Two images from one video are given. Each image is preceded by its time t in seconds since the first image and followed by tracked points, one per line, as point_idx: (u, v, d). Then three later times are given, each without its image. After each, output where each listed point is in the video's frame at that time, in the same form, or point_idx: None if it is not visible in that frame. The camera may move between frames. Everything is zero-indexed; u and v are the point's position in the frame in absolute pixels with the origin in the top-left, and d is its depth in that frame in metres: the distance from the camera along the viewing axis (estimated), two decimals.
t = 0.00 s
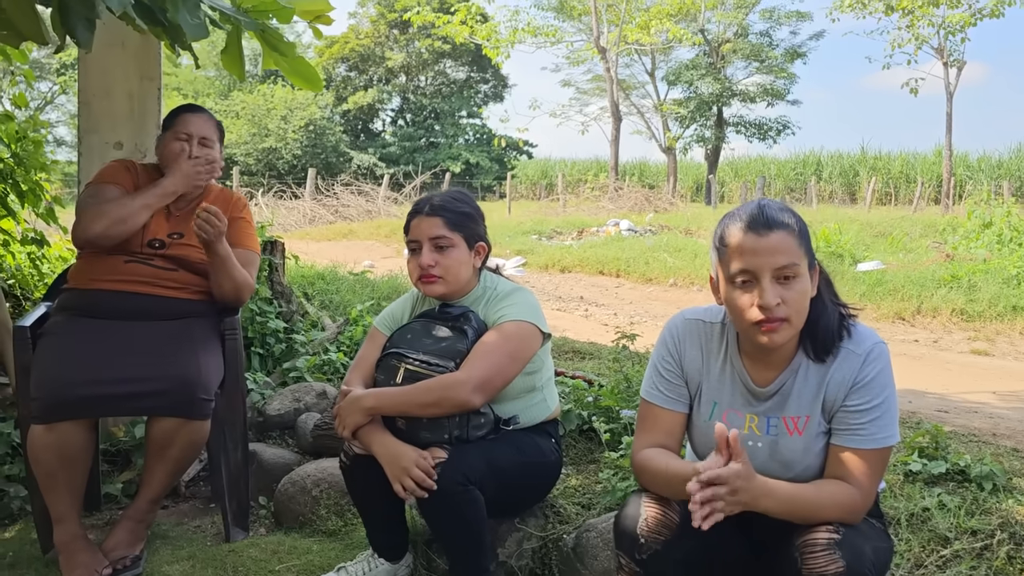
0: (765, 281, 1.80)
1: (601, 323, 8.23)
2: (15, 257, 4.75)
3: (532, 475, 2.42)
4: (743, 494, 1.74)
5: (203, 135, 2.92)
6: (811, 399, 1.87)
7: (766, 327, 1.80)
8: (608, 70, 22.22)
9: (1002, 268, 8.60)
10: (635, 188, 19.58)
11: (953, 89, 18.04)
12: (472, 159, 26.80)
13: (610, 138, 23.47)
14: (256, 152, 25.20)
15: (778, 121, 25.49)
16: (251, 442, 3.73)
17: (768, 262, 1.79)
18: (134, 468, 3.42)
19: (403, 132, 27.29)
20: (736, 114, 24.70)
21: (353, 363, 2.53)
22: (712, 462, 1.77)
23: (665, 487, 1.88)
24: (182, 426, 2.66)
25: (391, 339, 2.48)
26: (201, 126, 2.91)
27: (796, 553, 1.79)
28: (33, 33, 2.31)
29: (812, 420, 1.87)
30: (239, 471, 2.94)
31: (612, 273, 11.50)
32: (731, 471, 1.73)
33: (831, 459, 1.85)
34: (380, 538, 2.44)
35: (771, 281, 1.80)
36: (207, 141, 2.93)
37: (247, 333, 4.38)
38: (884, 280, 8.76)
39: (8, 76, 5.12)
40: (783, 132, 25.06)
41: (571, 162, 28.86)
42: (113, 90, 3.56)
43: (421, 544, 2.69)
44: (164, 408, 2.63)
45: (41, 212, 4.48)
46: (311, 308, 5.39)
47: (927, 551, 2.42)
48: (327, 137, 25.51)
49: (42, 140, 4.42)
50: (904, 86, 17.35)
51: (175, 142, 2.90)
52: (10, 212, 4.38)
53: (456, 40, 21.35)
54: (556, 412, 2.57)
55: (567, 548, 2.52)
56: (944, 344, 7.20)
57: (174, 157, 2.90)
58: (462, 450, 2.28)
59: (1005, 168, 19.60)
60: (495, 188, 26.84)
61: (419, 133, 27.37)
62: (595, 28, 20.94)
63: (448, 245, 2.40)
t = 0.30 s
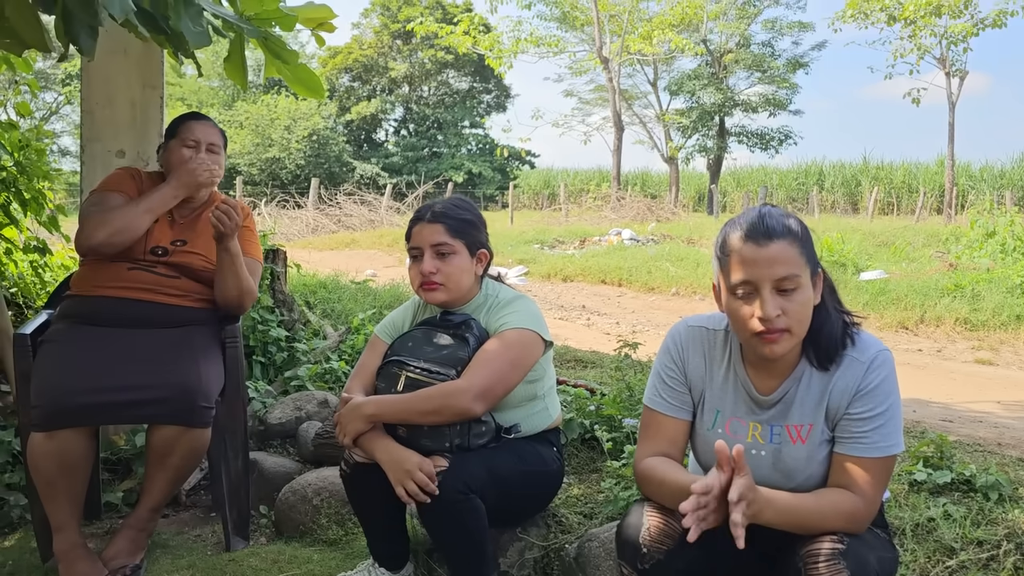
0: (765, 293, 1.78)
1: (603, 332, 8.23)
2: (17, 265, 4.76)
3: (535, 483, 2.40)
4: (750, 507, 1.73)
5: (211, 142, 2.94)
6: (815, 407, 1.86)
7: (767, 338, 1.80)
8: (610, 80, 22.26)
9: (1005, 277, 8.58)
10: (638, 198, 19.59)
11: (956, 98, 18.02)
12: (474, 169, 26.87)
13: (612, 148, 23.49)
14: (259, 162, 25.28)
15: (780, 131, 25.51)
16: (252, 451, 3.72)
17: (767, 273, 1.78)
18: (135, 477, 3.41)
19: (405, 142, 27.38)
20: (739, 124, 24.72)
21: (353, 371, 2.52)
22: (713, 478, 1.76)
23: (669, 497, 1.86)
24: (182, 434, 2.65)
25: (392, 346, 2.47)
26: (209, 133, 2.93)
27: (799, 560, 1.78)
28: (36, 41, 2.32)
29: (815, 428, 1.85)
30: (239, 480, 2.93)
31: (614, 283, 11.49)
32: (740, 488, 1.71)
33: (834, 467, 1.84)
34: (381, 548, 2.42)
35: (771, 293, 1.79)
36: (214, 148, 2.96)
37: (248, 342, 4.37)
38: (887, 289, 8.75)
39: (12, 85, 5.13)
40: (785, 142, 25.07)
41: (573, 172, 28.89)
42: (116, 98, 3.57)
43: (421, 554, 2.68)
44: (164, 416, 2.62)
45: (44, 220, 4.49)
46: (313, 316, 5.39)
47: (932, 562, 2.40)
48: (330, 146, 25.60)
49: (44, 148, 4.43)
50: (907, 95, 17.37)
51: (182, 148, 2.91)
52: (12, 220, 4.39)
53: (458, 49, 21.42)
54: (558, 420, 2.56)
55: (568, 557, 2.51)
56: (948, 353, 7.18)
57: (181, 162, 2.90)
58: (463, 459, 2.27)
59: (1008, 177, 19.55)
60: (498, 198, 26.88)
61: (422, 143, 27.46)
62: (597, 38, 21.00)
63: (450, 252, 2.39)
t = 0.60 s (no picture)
0: (760, 303, 1.77)
1: (604, 338, 8.22)
2: (18, 270, 4.75)
3: (536, 489, 2.39)
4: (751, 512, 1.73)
5: (220, 151, 2.94)
6: (818, 413, 1.85)
7: (763, 348, 1.79)
8: (611, 86, 22.25)
9: (1008, 282, 8.57)
10: (639, 203, 19.58)
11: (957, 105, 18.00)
12: (476, 175, 26.90)
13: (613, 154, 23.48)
14: (261, 168, 25.31)
15: (782, 136, 25.51)
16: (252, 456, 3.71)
17: (762, 284, 1.76)
18: (136, 482, 3.40)
19: (407, 147, 27.40)
20: (740, 130, 24.71)
21: (354, 376, 2.51)
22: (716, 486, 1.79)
23: (672, 503, 1.86)
24: (183, 439, 2.64)
25: (393, 351, 2.46)
26: (218, 142, 2.93)
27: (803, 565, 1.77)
28: (38, 45, 2.30)
29: (819, 434, 1.84)
30: (240, 486, 2.91)
31: (616, 288, 11.49)
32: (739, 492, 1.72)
33: (837, 473, 1.83)
34: (383, 553, 2.40)
35: (767, 303, 1.77)
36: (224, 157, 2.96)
37: (249, 347, 4.36)
38: (889, 295, 8.74)
39: (15, 91, 5.14)
40: (786, 148, 25.06)
41: (574, 177, 28.89)
42: (118, 104, 3.57)
43: (422, 560, 2.67)
44: (164, 421, 2.61)
45: (45, 225, 4.49)
46: (314, 321, 5.39)
47: (936, 568, 2.39)
48: (332, 152, 25.68)
49: (47, 153, 4.43)
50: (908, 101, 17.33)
51: (192, 156, 2.91)
52: (14, 225, 4.39)
53: (460, 55, 21.46)
54: (560, 426, 2.55)
55: (570, 564, 2.50)
56: (950, 359, 7.17)
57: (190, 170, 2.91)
58: (464, 464, 2.25)
59: (1010, 183, 19.52)
60: (499, 204, 26.90)
61: (424, 149, 27.49)
62: (598, 44, 21.02)
63: (452, 257, 2.38)
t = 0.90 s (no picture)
0: (758, 306, 1.76)
1: (605, 339, 8.21)
2: (16, 271, 4.75)
3: (536, 491, 2.37)
4: (758, 513, 1.70)
5: (219, 151, 2.92)
6: (819, 414, 1.83)
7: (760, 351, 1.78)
8: (611, 88, 22.23)
9: (1009, 284, 8.56)
10: (639, 205, 19.57)
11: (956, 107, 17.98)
12: (476, 177, 26.91)
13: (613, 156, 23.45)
14: (261, 170, 25.35)
15: (782, 139, 25.51)
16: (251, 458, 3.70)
17: (761, 287, 1.74)
18: (133, 484, 3.38)
19: (407, 149, 27.41)
20: (740, 132, 24.70)
21: (353, 377, 2.50)
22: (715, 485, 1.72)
23: (672, 505, 1.84)
24: (182, 441, 2.63)
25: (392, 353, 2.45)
26: (216, 142, 2.92)
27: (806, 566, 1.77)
28: (36, 46, 2.29)
29: (819, 436, 1.83)
30: (238, 487, 2.90)
31: (616, 290, 11.47)
32: (748, 492, 1.69)
33: (839, 476, 1.82)
34: (381, 557, 2.38)
35: (765, 305, 1.76)
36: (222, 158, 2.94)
37: (248, 349, 4.35)
38: (889, 296, 8.73)
39: (14, 92, 5.14)
40: (786, 150, 25.05)
41: (575, 179, 28.89)
42: (117, 105, 3.56)
43: (421, 562, 2.66)
44: (161, 423, 2.60)
45: (44, 226, 4.48)
46: (313, 323, 5.38)
47: (937, 571, 2.37)
48: (332, 154, 25.68)
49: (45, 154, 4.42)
50: (908, 103, 17.30)
51: (191, 157, 2.90)
52: (12, 227, 4.38)
53: (460, 58, 21.46)
54: (559, 427, 2.53)
55: (569, 566, 2.49)
56: (951, 361, 7.15)
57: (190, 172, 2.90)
58: (463, 466, 2.24)
59: (1010, 185, 19.49)
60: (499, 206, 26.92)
61: (424, 151, 27.50)
62: (598, 46, 21.02)
63: (450, 257, 2.37)
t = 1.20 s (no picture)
0: (758, 304, 1.75)
1: (604, 338, 8.20)
2: (14, 270, 4.73)
3: (535, 490, 2.36)
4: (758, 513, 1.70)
5: (210, 148, 2.90)
6: (819, 412, 1.82)
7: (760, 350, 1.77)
8: (610, 87, 22.17)
9: (1009, 282, 8.54)
10: (638, 204, 19.58)
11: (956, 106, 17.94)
12: (475, 176, 26.89)
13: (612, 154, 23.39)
14: (260, 169, 25.38)
15: (781, 138, 25.50)
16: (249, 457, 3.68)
17: (761, 286, 1.73)
18: (131, 483, 3.37)
19: (406, 148, 27.39)
20: (739, 131, 24.67)
21: (351, 375, 2.49)
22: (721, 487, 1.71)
23: (671, 503, 1.83)
24: (181, 440, 2.61)
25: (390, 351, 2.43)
26: (206, 139, 2.89)
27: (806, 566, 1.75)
28: (33, 43, 2.27)
29: (820, 435, 1.82)
30: (236, 486, 2.89)
31: (615, 288, 11.46)
32: (744, 493, 1.69)
33: (839, 474, 1.80)
34: (380, 556, 2.37)
35: (765, 304, 1.74)
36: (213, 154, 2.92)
37: (246, 347, 4.34)
38: (889, 295, 8.72)
39: (12, 90, 5.12)
40: (785, 149, 25.04)
41: (574, 178, 28.87)
42: (114, 103, 3.55)
43: (419, 561, 2.65)
44: (159, 423, 2.58)
45: (41, 225, 4.46)
46: (312, 322, 5.36)
47: (938, 570, 2.36)
48: (331, 153, 25.66)
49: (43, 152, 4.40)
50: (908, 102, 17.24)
51: (182, 155, 2.89)
52: (10, 225, 4.36)
53: (459, 56, 21.43)
54: (558, 427, 2.52)
55: (568, 565, 2.48)
56: (951, 359, 7.14)
57: (181, 170, 2.89)
58: (461, 465, 2.23)
59: (1009, 184, 19.46)
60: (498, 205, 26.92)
61: (423, 150, 27.48)
62: (597, 45, 20.99)
63: (450, 255, 2.36)
